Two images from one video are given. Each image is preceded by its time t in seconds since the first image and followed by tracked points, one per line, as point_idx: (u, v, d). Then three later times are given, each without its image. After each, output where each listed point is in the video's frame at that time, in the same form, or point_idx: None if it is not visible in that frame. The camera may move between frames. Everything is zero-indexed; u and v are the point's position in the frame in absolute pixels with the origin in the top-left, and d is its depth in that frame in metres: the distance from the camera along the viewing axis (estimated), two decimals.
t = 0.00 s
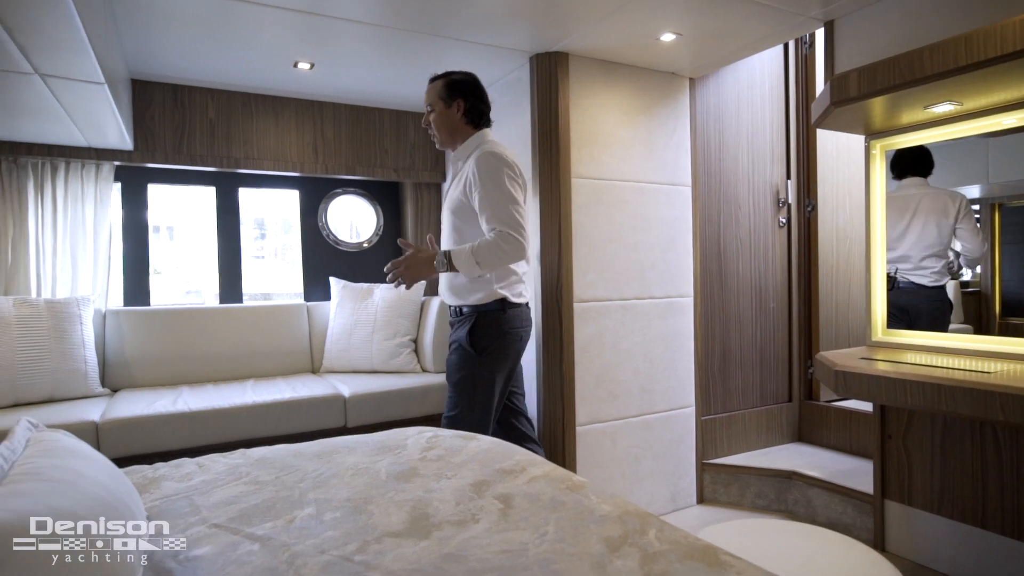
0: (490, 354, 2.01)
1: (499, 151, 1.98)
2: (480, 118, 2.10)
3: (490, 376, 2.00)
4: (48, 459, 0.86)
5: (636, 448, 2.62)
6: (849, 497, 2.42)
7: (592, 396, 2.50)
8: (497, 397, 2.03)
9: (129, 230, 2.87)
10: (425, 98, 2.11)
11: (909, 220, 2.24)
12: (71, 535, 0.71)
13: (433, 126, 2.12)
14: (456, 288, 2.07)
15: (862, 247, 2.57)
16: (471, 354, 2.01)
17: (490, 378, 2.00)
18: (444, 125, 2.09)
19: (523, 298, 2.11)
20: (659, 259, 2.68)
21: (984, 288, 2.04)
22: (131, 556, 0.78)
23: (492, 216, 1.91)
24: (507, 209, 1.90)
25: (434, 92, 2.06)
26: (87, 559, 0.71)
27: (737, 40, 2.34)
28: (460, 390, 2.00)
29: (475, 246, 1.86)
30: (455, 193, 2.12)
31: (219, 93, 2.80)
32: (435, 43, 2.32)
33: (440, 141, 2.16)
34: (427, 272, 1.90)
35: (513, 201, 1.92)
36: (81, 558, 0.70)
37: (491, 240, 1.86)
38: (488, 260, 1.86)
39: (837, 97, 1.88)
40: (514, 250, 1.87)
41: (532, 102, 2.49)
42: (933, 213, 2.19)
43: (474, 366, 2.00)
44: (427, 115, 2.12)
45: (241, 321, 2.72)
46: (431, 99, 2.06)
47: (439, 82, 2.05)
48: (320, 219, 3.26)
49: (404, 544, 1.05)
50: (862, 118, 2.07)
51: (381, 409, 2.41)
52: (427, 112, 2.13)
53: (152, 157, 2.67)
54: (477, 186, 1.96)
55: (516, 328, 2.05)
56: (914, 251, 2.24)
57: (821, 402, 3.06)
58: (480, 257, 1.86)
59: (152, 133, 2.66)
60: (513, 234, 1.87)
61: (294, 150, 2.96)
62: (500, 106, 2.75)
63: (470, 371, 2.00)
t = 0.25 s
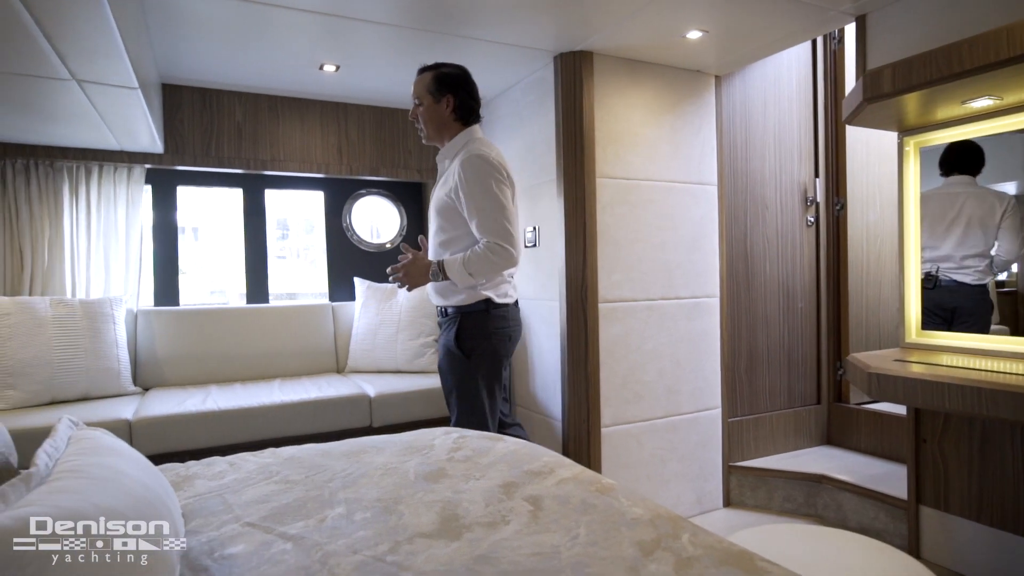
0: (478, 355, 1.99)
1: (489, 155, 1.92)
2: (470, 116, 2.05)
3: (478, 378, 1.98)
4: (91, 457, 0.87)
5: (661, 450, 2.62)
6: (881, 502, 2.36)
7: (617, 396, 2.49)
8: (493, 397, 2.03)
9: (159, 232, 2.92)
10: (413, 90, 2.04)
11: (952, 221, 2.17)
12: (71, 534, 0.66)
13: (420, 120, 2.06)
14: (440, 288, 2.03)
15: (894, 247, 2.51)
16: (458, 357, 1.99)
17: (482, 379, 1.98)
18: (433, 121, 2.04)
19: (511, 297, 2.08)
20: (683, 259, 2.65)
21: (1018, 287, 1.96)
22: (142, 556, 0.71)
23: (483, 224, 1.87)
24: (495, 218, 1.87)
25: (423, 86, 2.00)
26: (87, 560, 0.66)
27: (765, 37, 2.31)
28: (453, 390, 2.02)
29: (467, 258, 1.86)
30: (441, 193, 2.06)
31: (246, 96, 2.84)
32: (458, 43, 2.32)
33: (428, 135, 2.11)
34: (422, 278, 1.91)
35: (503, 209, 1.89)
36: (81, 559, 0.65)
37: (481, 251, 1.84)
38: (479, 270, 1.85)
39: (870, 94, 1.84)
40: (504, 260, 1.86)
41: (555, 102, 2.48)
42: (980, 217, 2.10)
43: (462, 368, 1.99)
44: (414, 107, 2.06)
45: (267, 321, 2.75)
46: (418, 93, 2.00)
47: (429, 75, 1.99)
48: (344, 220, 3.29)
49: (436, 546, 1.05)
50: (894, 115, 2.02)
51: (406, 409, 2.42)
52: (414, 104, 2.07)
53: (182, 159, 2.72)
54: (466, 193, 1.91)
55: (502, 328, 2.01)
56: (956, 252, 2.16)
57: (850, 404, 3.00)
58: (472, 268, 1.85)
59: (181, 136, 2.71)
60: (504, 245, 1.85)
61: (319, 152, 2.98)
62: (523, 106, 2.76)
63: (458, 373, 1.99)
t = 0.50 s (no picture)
0: (488, 357, 1.89)
1: (502, 152, 1.86)
2: (479, 114, 2.00)
3: (489, 381, 1.88)
4: (132, 456, 0.87)
5: (689, 452, 2.65)
6: (917, 508, 2.30)
7: (648, 398, 2.55)
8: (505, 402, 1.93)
9: (189, 233, 2.97)
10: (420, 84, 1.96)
11: (990, 222, 2.10)
12: (71, 534, 0.62)
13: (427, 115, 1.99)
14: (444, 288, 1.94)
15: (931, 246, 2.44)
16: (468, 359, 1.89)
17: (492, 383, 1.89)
18: (442, 117, 1.97)
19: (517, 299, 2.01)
20: (711, 258, 2.69)
21: None
22: (142, 555, 0.66)
23: (494, 222, 1.80)
24: (509, 215, 1.80)
25: (433, 80, 1.92)
26: (87, 561, 0.61)
27: (794, 34, 2.29)
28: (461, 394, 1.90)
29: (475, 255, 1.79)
30: (448, 189, 1.98)
31: (274, 99, 2.88)
32: (484, 43, 2.33)
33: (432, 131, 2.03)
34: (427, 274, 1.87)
35: (515, 207, 1.82)
36: (79, 559, 0.61)
37: (492, 250, 1.78)
38: (489, 269, 1.78)
39: (908, 89, 1.79)
40: (514, 258, 1.78)
41: (582, 106, 2.52)
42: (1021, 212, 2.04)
43: (472, 371, 1.88)
44: (422, 102, 1.98)
45: (294, 321, 2.78)
46: (428, 87, 1.92)
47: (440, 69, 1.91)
48: (369, 221, 3.30)
49: (470, 548, 1.04)
50: (931, 111, 1.97)
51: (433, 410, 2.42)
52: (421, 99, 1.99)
53: (212, 161, 2.77)
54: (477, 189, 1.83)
55: (512, 328, 1.94)
56: (995, 251, 2.09)
57: (883, 406, 2.95)
58: (481, 267, 1.78)
59: (212, 139, 2.76)
60: (516, 243, 1.78)
61: (345, 153, 3.01)
62: (546, 105, 2.83)
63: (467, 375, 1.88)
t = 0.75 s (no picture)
0: (510, 358, 1.86)
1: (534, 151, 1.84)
2: (500, 112, 2.01)
3: (513, 382, 1.84)
4: (166, 456, 0.86)
5: (714, 455, 2.64)
6: (952, 514, 2.24)
7: (672, 399, 2.55)
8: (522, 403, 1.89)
9: (215, 234, 3.01)
10: (442, 78, 1.94)
11: None
12: (70, 534, 0.60)
13: (449, 110, 1.96)
14: (472, 289, 1.89)
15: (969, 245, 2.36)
16: (492, 359, 1.85)
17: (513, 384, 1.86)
18: (465, 113, 1.95)
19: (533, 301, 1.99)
20: (737, 258, 2.68)
21: None
22: (142, 555, 0.62)
23: (530, 220, 1.77)
24: (545, 215, 1.77)
25: (457, 75, 1.90)
26: (87, 561, 0.59)
27: (822, 30, 2.26)
28: (482, 396, 1.85)
29: (515, 252, 1.73)
30: (474, 188, 1.94)
31: (299, 100, 2.90)
32: (507, 42, 2.33)
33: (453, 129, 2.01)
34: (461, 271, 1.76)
35: (550, 205, 1.81)
36: (79, 559, 0.59)
37: (531, 248, 1.73)
38: (527, 267, 1.74)
39: (945, 84, 1.73)
40: (554, 254, 1.75)
41: (607, 107, 2.53)
42: None
43: (495, 371, 1.84)
44: (444, 97, 1.95)
45: (318, 321, 2.79)
46: (453, 82, 1.90)
47: (464, 65, 1.90)
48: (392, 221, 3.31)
49: (500, 551, 1.03)
50: (968, 107, 1.91)
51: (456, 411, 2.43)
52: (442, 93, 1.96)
53: (238, 163, 2.80)
54: (512, 188, 1.81)
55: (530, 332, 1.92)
56: None
57: (915, 409, 2.89)
58: (519, 265, 1.73)
59: (238, 141, 2.79)
60: (554, 242, 1.76)
61: (368, 154, 3.03)
62: (570, 105, 2.86)
63: (490, 376, 1.84)
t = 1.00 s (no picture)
0: (534, 357, 1.86)
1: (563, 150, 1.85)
2: (520, 113, 2.00)
3: (536, 379, 1.85)
4: (197, 456, 0.86)
5: (740, 457, 2.60)
6: (990, 520, 2.16)
7: (697, 401, 2.52)
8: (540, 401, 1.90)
9: (240, 235, 3.04)
10: (463, 77, 1.90)
11: None
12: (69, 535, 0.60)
13: (472, 109, 1.92)
14: (502, 289, 1.86)
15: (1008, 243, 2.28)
16: (516, 356, 1.84)
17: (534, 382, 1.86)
18: (490, 112, 1.93)
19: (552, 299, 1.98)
20: (763, 258, 2.63)
21: None
22: (142, 555, 0.60)
23: (565, 216, 1.77)
24: (580, 210, 1.79)
25: (482, 72, 1.88)
26: (85, 561, 0.57)
27: (853, 23, 2.21)
28: (503, 393, 1.84)
29: (561, 241, 1.69)
30: (500, 188, 1.90)
31: (321, 101, 2.92)
32: (529, 40, 2.31)
33: (474, 129, 1.98)
34: (505, 245, 1.60)
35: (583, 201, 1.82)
36: (76, 559, 0.57)
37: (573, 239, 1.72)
38: (569, 259, 1.71)
39: (983, 77, 1.68)
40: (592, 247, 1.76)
41: (630, 105, 2.53)
42: None
43: (519, 368, 1.84)
44: (466, 95, 1.91)
45: (341, 322, 2.81)
46: (478, 79, 1.88)
47: (488, 63, 1.89)
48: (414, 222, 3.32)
49: (528, 555, 1.01)
50: (1007, 101, 1.85)
51: (479, 411, 2.44)
52: (463, 92, 1.92)
53: (262, 164, 2.83)
54: (545, 186, 1.81)
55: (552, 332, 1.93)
56: None
57: (948, 412, 2.81)
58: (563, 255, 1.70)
59: (261, 142, 2.82)
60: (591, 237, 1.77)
61: (390, 155, 3.04)
62: (593, 103, 2.84)
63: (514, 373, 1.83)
